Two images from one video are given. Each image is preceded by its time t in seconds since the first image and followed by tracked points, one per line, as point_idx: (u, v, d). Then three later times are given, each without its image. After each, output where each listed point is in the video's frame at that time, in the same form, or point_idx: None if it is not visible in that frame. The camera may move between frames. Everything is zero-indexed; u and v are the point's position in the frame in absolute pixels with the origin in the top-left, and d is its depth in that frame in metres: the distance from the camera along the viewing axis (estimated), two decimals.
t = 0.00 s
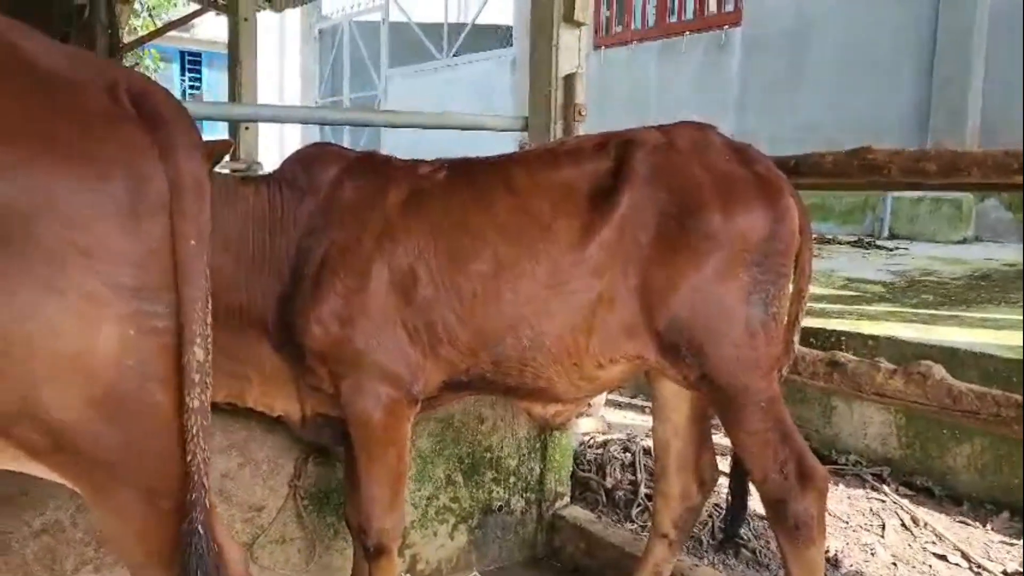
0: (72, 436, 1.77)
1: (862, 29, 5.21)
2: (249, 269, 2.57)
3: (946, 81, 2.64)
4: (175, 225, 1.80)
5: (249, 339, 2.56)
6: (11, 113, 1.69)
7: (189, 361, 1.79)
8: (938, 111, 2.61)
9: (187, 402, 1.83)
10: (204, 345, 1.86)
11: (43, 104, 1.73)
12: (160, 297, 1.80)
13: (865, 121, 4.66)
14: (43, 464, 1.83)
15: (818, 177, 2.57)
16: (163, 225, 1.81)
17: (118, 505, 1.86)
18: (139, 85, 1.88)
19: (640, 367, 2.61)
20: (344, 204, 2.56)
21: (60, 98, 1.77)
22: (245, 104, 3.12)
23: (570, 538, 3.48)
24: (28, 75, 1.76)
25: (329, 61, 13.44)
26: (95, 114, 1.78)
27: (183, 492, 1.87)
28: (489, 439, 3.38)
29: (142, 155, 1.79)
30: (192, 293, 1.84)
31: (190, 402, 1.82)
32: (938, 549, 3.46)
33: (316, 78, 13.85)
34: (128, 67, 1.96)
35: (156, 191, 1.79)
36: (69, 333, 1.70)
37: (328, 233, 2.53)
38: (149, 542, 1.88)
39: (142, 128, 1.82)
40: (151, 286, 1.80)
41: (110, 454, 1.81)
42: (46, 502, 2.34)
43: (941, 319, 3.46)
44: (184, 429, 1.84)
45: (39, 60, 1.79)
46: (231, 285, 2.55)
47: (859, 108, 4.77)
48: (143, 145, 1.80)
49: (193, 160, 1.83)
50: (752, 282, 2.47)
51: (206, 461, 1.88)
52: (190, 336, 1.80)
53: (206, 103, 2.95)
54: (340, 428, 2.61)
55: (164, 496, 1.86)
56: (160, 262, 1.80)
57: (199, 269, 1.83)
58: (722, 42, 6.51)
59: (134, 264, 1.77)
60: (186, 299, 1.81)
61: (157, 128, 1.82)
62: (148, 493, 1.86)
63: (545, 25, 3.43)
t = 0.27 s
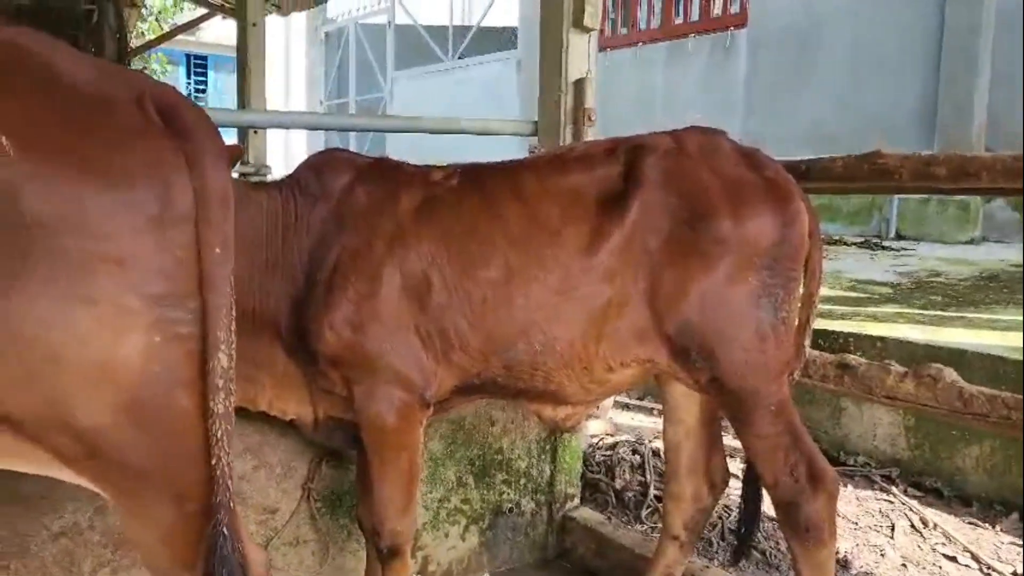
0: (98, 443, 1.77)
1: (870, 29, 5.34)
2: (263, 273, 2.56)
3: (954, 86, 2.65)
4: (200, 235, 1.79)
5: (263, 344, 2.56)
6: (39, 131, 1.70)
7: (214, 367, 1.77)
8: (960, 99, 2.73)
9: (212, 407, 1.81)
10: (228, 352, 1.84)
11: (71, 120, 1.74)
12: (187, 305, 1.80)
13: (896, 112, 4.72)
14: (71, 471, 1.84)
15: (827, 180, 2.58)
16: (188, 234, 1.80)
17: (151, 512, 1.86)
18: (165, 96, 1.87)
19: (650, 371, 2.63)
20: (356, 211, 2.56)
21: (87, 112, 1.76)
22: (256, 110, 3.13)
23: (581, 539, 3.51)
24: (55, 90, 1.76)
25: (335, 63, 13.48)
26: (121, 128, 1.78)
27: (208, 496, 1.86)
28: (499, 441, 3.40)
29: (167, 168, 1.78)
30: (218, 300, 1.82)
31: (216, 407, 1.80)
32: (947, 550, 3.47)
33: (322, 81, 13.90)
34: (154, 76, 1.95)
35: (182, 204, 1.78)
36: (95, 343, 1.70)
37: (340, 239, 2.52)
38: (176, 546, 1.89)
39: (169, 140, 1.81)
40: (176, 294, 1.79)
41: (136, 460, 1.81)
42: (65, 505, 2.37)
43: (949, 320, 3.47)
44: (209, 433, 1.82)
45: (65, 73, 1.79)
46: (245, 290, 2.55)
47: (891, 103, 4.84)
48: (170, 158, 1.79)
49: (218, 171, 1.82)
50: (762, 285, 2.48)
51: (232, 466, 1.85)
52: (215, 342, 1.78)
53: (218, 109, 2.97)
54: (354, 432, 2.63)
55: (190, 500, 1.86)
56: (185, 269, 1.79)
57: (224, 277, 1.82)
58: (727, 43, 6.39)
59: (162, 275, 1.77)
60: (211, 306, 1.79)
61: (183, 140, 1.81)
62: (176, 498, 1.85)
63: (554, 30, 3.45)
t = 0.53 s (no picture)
0: (129, 442, 1.72)
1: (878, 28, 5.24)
2: (282, 271, 2.56)
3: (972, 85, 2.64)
4: (229, 234, 1.74)
5: (282, 343, 2.57)
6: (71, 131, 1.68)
7: (242, 365, 1.73)
8: (989, 94, 2.77)
9: (237, 405, 1.77)
10: (255, 350, 1.80)
11: (102, 121, 1.71)
12: (217, 305, 1.75)
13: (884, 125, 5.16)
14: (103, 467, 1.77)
15: (845, 179, 2.58)
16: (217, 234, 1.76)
17: (176, 506, 1.80)
18: (196, 97, 1.85)
19: (668, 370, 2.63)
20: (376, 210, 2.52)
21: (118, 113, 1.74)
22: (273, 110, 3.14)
23: (598, 538, 3.52)
24: (87, 93, 1.74)
25: (346, 64, 13.53)
26: (152, 128, 1.75)
27: (232, 494, 1.82)
28: (516, 440, 3.42)
29: (197, 166, 1.74)
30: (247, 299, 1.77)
31: (241, 404, 1.77)
32: (965, 550, 3.46)
33: (333, 82, 13.97)
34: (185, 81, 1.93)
35: (211, 202, 1.73)
36: (124, 342, 1.66)
37: (358, 240, 2.49)
38: (203, 545, 1.84)
39: (198, 138, 1.77)
40: (205, 292, 1.74)
41: (164, 459, 1.75)
42: (90, 501, 2.40)
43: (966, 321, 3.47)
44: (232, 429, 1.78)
45: (97, 77, 1.78)
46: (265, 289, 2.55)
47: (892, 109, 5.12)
48: (199, 156, 1.75)
49: (247, 169, 1.77)
50: (780, 285, 2.49)
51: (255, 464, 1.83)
52: (243, 339, 1.74)
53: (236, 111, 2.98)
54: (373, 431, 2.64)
55: (218, 497, 1.81)
56: (216, 267, 1.74)
57: (253, 277, 1.77)
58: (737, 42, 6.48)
59: (192, 273, 1.72)
60: (240, 306, 1.74)
61: (213, 138, 1.78)
62: (204, 494, 1.80)
63: (571, 30, 3.45)
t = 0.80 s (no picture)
0: (167, 436, 1.62)
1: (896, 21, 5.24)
2: (309, 269, 2.57)
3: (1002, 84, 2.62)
4: (265, 229, 1.63)
5: (309, 339, 2.57)
6: (101, 128, 1.56)
7: (276, 360, 1.62)
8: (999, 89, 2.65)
9: (271, 399, 1.66)
10: (290, 345, 1.69)
11: (134, 116, 1.59)
12: (253, 299, 1.63)
13: (909, 121, 4.81)
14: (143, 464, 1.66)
15: (874, 177, 2.57)
16: (253, 229, 1.65)
17: (210, 497, 1.68)
18: (232, 92, 1.72)
19: (695, 368, 2.61)
20: (402, 208, 2.52)
21: (152, 109, 1.62)
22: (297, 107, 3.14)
23: (620, 536, 3.51)
24: (119, 87, 1.61)
25: (362, 63, 13.57)
26: (186, 125, 1.62)
27: (265, 488, 1.70)
28: (539, 437, 3.42)
29: (233, 163, 1.62)
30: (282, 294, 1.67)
31: (273, 397, 1.65)
32: (992, 551, 3.43)
33: (350, 81, 14.02)
34: (220, 76, 1.81)
35: (247, 200, 1.63)
36: (163, 334, 1.55)
37: (385, 236, 2.50)
38: (235, 540, 1.71)
39: (234, 135, 1.64)
40: (242, 287, 1.62)
41: (202, 455, 1.64)
42: (120, 495, 2.42)
43: (991, 320, 3.46)
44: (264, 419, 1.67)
45: (129, 70, 1.65)
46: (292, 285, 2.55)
47: (918, 106, 4.81)
48: (235, 154, 1.62)
49: (284, 167, 1.65)
50: (808, 283, 2.48)
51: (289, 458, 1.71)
52: (276, 330, 1.63)
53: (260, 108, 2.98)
54: (397, 429, 2.61)
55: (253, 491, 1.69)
56: (252, 261, 1.63)
57: (287, 270, 1.66)
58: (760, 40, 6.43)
59: (227, 266, 1.60)
60: (274, 302, 1.64)
61: (249, 136, 1.65)
62: (238, 487, 1.68)
63: (595, 27, 3.45)
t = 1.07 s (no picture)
0: (214, 427, 1.57)
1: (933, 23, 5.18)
2: (345, 265, 2.58)
3: None
4: (307, 222, 1.57)
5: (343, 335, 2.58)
6: (146, 123, 1.48)
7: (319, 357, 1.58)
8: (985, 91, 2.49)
9: (314, 393, 1.63)
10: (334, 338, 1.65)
11: (179, 112, 1.52)
12: (299, 292, 1.58)
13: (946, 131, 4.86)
14: (188, 454, 1.63)
15: (914, 173, 2.53)
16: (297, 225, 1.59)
17: (255, 493, 1.66)
18: (276, 88, 1.64)
19: (731, 365, 2.59)
20: (437, 204, 2.52)
21: (196, 104, 1.54)
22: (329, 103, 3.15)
23: (650, 535, 3.49)
24: (162, 81, 1.54)
25: (386, 62, 13.62)
26: (232, 121, 1.55)
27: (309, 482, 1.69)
28: (569, 435, 3.40)
29: (278, 161, 1.56)
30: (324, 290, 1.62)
31: (317, 393, 1.62)
32: None
33: (373, 79, 14.07)
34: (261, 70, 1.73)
35: (289, 194, 1.57)
36: (211, 326, 1.50)
37: (420, 233, 2.50)
38: (276, 535, 1.70)
39: (279, 132, 1.58)
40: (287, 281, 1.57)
41: (252, 445, 1.61)
42: (156, 489, 2.43)
43: None
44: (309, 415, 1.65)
45: (170, 65, 1.57)
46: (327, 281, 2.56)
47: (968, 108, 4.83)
48: (281, 153, 1.56)
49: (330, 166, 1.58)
50: (847, 280, 2.43)
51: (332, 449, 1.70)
52: (319, 324, 1.58)
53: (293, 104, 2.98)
54: (435, 424, 2.61)
55: (296, 484, 1.68)
56: (296, 256, 1.58)
57: (331, 263, 1.60)
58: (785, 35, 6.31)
59: (272, 260, 1.55)
60: (317, 294, 1.59)
61: (296, 135, 1.58)
62: (280, 482, 1.67)
63: (627, 23, 3.43)
